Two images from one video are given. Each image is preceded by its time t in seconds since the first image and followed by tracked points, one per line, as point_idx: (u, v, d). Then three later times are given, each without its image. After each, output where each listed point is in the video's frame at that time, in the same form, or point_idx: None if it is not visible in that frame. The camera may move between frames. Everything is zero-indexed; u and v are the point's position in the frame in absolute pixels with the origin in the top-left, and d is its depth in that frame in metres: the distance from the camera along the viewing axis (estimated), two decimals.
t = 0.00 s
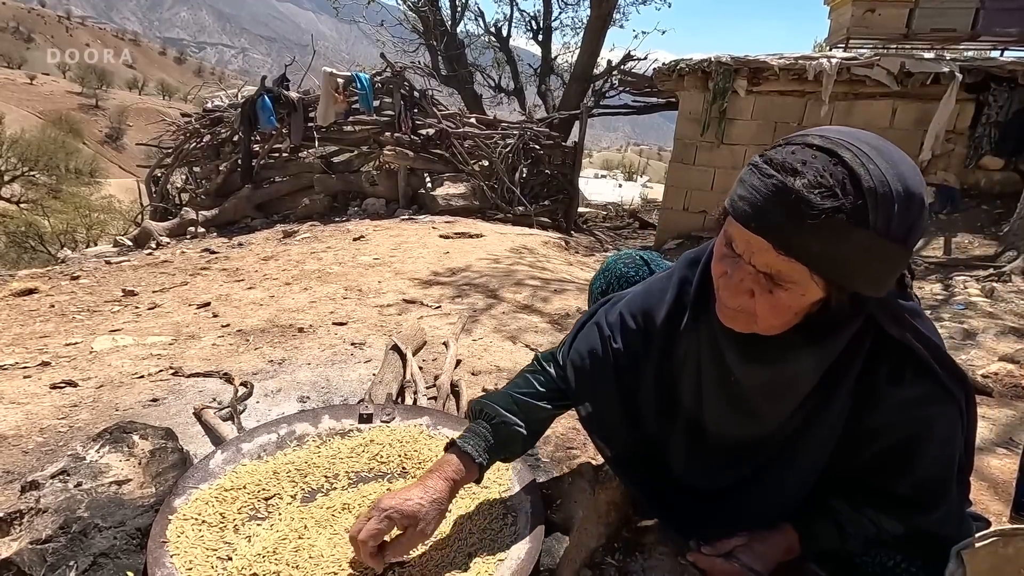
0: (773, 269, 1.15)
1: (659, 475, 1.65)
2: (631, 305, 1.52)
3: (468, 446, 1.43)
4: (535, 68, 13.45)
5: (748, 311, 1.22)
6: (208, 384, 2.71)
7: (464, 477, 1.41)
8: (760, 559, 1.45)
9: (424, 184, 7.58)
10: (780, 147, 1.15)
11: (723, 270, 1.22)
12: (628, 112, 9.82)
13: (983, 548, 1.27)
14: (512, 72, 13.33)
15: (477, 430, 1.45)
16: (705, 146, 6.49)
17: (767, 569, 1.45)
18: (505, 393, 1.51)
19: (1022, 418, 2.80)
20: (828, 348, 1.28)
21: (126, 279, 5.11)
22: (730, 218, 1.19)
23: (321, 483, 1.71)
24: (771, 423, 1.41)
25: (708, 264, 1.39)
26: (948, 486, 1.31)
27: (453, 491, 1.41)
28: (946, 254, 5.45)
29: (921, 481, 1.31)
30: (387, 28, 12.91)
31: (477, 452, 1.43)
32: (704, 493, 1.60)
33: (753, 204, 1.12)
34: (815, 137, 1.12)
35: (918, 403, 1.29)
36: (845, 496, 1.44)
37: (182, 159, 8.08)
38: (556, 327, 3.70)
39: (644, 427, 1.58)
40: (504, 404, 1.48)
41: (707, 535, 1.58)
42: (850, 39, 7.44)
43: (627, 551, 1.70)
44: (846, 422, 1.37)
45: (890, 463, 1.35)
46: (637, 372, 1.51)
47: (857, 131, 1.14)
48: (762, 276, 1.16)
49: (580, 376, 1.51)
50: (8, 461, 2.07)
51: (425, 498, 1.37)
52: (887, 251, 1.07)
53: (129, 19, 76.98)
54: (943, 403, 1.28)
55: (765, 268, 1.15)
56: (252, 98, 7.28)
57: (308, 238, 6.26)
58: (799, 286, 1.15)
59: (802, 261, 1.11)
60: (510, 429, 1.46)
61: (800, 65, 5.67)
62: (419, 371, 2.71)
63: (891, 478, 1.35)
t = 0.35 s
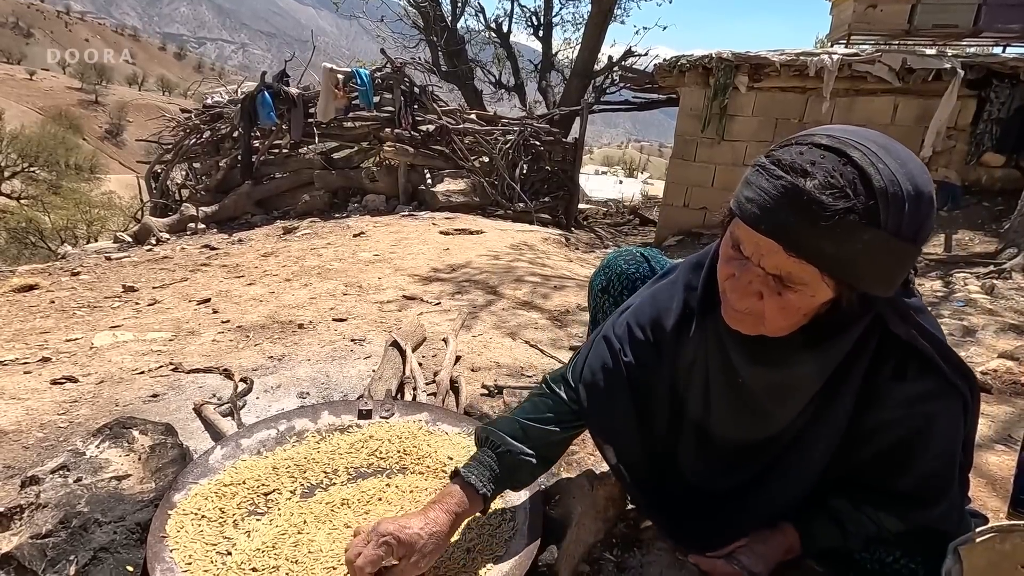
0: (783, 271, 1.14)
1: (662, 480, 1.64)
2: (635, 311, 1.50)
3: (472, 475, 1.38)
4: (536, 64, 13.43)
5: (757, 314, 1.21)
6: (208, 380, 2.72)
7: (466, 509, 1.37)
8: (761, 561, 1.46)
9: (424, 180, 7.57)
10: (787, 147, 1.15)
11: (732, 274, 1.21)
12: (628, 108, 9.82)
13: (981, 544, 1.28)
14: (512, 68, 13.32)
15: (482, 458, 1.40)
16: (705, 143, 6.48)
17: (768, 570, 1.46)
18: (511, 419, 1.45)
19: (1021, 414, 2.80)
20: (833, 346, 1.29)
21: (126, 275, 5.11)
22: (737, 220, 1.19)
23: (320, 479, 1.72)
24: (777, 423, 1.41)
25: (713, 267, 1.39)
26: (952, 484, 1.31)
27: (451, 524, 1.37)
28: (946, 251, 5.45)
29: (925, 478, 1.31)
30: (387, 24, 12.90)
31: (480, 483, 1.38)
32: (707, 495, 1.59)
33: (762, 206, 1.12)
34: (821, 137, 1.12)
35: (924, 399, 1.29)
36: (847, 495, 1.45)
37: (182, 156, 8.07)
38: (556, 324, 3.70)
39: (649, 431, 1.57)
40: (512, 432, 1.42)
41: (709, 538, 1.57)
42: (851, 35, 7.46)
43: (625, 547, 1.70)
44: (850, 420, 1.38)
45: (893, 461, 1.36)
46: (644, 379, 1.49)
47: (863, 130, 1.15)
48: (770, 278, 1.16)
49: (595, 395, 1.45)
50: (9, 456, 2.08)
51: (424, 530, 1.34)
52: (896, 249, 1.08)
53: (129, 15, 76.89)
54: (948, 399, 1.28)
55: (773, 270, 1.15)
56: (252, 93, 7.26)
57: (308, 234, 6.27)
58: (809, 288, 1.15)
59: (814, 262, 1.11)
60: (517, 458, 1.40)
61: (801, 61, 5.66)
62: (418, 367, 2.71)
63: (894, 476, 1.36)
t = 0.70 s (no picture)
0: (785, 262, 1.14)
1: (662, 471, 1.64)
2: (636, 302, 1.50)
3: (475, 468, 1.38)
4: (537, 60, 13.41)
5: (759, 305, 1.21)
6: (210, 373, 2.72)
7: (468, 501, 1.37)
8: (762, 550, 1.48)
9: (425, 176, 7.56)
10: (789, 138, 1.15)
11: (733, 266, 1.21)
12: (630, 104, 9.80)
13: (982, 533, 1.29)
14: (513, 64, 13.30)
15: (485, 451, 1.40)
16: (706, 138, 6.47)
17: (768, 561, 1.48)
18: (511, 409, 1.44)
19: (1022, 408, 2.80)
20: (835, 338, 1.28)
21: (128, 270, 5.11)
22: (739, 212, 1.19)
23: (324, 468, 1.72)
24: (777, 415, 1.41)
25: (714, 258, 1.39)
26: (952, 474, 1.31)
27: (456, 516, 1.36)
28: (948, 247, 5.44)
29: (925, 468, 1.31)
30: (388, 20, 12.87)
31: (483, 476, 1.37)
32: (708, 486, 1.60)
33: (765, 196, 1.11)
34: (823, 128, 1.12)
35: (925, 389, 1.29)
36: (847, 484, 1.45)
37: (183, 151, 8.06)
38: (557, 318, 3.71)
39: (649, 422, 1.57)
40: (513, 424, 1.41)
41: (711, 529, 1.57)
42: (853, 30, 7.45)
43: (628, 535, 1.70)
44: (849, 410, 1.38)
45: (893, 450, 1.36)
46: (645, 370, 1.49)
47: (865, 121, 1.15)
48: (773, 270, 1.16)
49: (593, 381, 1.47)
50: (13, 446, 2.08)
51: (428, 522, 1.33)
52: (898, 240, 1.08)
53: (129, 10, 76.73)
54: (948, 389, 1.28)
55: (778, 263, 1.15)
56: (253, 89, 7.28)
57: (308, 229, 6.26)
58: (811, 280, 1.15)
59: (815, 254, 1.11)
60: (518, 450, 1.40)
61: (803, 56, 5.66)
62: (420, 360, 2.71)
63: (894, 466, 1.36)
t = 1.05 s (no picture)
0: (805, 248, 1.13)
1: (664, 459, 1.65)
2: (641, 286, 1.52)
3: (481, 425, 1.40)
4: (538, 56, 13.38)
5: (777, 291, 1.20)
6: (211, 367, 2.72)
7: (475, 457, 1.38)
8: (768, 544, 1.48)
9: (425, 172, 7.54)
10: (813, 123, 1.15)
11: (750, 249, 1.20)
12: (631, 100, 9.78)
13: (983, 527, 1.29)
14: (514, 59, 13.27)
15: (492, 411, 1.43)
16: (707, 134, 6.46)
17: (774, 554, 1.48)
18: (516, 374, 1.47)
19: None
20: (847, 328, 1.28)
21: (128, 266, 5.11)
22: (758, 197, 1.18)
23: (325, 461, 1.72)
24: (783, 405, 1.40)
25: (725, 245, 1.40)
26: (957, 466, 1.32)
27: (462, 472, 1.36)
28: (949, 243, 5.43)
29: (931, 460, 1.31)
30: (389, 15, 12.83)
31: (489, 433, 1.40)
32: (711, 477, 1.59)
33: (787, 180, 1.11)
34: (849, 112, 1.12)
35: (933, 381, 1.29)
36: (850, 477, 1.46)
37: (184, 146, 8.04)
38: (558, 313, 3.70)
39: (652, 410, 1.58)
40: (521, 390, 1.44)
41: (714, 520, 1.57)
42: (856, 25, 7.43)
43: (630, 528, 1.71)
44: (856, 401, 1.38)
45: (899, 442, 1.36)
46: (648, 355, 1.50)
47: (888, 108, 1.15)
48: (792, 256, 1.16)
49: (594, 361, 1.50)
50: (15, 439, 2.09)
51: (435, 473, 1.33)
52: (920, 226, 1.08)
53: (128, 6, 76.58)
54: (954, 380, 1.29)
55: (798, 249, 1.14)
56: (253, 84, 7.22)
57: (309, 225, 6.25)
58: (831, 267, 1.15)
59: (837, 240, 1.11)
60: (522, 411, 1.43)
61: (805, 51, 5.64)
62: (422, 355, 2.71)
63: (900, 458, 1.36)
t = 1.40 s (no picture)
0: (818, 251, 1.13)
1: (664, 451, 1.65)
2: (644, 282, 1.50)
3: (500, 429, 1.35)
4: (538, 53, 13.35)
5: (785, 293, 1.20)
6: (212, 363, 2.72)
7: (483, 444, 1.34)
8: (767, 541, 1.49)
9: (425, 169, 7.53)
10: (829, 123, 1.13)
11: (762, 252, 1.20)
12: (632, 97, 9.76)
13: (984, 523, 1.29)
14: (514, 56, 13.24)
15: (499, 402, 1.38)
16: (708, 131, 6.45)
17: (774, 551, 1.49)
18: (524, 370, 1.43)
19: None
20: (852, 329, 1.27)
21: (128, 262, 5.11)
22: (770, 200, 1.17)
23: (326, 457, 1.72)
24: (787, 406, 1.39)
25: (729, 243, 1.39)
26: (959, 464, 1.32)
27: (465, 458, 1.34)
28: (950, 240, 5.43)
29: (933, 457, 1.32)
30: (389, 12, 12.79)
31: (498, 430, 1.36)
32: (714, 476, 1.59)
33: (802, 182, 1.09)
34: (865, 114, 1.11)
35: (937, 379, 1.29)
36: (851, 473, 1.45)
37: (183, 143, 8.03)
38: (559, 310, 3.70)
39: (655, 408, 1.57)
40: (527, 380, 1.41)
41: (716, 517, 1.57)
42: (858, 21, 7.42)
43: (630, 524, 1.71)
44: (861, 401, 1.37)
45: (901, 440, 1.36)
46: (651, 352, 1.49)
47: (904, 109, 1.14)
48: (804, 258, 1.16)
49: (598, 357, 1.47)
50: (16, 435, 2.09)
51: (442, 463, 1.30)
52: (935, 230, 1.08)
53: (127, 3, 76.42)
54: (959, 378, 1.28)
55: (811, 252, 1.14)
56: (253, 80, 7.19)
57: (309, 222, 6.25)
58: (843, 271, 1.15)
59: (852, 245, 1.11)
60: (530, 406, 1.38)
61: (806, 47, 5.62)
62: (422, 352, 2.71)
63: (902, 455, 1.36)
